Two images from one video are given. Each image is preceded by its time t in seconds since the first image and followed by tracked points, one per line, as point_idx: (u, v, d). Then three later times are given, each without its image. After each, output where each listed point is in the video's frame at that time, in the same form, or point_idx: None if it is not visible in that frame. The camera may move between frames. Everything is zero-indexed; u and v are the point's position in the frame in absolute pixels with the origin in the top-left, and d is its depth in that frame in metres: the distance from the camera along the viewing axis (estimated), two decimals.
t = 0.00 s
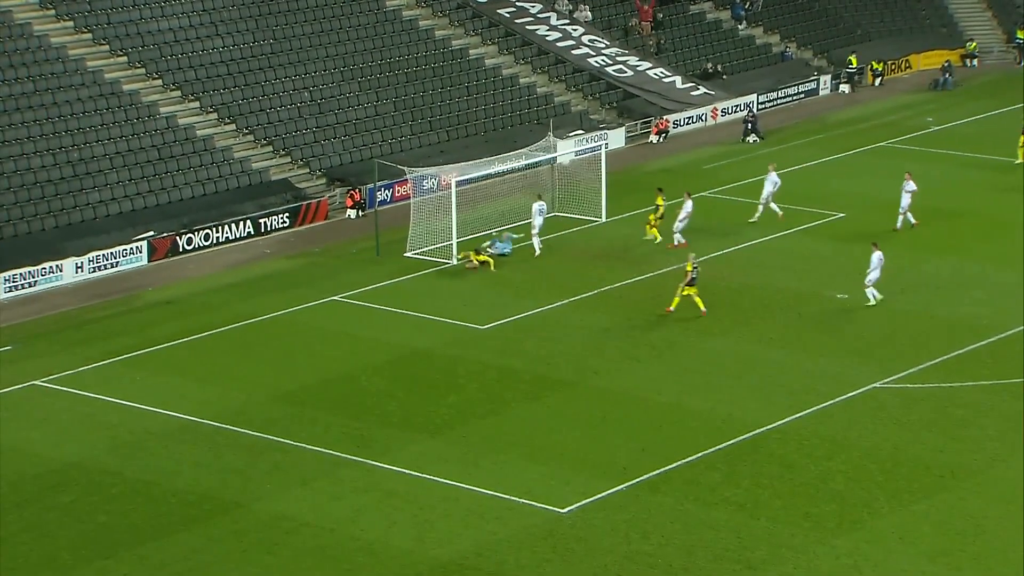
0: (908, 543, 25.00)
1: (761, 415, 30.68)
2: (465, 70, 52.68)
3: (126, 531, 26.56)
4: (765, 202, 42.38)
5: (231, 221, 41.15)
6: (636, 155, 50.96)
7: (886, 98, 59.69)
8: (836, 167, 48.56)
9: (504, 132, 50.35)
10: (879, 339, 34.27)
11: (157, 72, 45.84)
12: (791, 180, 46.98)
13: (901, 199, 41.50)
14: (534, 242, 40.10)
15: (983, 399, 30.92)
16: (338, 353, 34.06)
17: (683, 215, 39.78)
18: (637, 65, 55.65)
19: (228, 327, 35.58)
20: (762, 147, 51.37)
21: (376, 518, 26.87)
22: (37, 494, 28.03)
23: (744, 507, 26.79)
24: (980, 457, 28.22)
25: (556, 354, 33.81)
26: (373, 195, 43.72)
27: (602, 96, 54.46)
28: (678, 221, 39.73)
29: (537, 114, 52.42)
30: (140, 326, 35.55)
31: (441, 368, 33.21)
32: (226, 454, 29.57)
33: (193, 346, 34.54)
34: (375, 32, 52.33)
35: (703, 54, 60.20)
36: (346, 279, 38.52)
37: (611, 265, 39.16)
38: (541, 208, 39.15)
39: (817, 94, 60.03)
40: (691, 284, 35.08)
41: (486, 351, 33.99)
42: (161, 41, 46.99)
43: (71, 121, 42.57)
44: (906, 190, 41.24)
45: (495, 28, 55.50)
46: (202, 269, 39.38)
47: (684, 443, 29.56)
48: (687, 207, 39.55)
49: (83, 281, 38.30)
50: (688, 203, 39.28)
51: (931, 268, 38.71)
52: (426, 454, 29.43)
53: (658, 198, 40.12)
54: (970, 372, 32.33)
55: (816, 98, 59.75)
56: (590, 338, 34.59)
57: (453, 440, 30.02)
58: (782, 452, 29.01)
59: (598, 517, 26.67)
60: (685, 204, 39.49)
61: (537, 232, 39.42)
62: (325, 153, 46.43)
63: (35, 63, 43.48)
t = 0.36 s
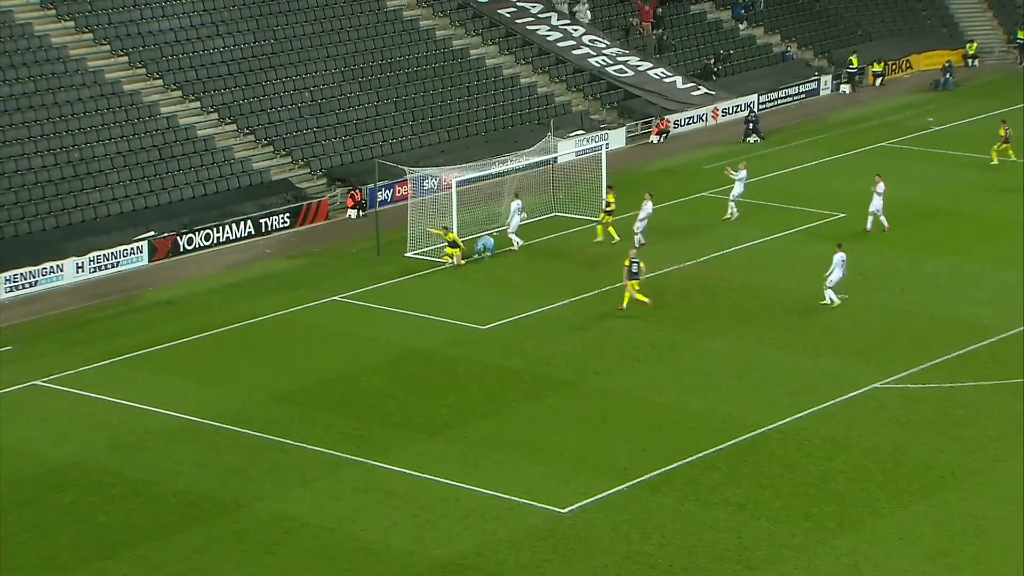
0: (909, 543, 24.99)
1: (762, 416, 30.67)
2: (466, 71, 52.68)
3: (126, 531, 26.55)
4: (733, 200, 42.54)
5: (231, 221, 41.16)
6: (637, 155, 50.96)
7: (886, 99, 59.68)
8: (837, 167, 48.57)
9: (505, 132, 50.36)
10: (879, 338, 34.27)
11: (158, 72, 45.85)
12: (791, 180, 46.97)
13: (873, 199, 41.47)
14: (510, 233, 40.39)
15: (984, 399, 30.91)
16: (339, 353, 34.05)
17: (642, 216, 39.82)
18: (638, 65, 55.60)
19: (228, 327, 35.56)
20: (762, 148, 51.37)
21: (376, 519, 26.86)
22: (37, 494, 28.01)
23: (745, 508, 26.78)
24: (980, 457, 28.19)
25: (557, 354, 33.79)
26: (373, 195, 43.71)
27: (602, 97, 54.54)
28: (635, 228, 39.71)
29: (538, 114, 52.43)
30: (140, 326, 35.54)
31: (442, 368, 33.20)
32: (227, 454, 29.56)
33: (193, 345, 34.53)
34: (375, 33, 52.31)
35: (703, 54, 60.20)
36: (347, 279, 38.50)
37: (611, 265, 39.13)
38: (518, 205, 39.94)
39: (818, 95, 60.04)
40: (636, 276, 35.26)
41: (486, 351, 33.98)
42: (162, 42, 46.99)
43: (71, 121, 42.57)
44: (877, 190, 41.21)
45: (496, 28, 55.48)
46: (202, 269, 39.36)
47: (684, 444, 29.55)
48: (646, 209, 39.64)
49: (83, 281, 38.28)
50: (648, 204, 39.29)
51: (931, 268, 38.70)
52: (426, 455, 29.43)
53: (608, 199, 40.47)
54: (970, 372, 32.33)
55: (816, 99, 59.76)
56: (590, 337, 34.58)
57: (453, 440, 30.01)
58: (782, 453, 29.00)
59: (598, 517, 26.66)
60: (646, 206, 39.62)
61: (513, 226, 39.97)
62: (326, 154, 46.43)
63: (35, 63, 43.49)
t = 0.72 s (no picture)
0: (922, 543, 24.93)
1: (775, 417, 30.63)
2: (479, 71, 52.69)
3: (138, 531, 26.60)
4: (724, 202, 42.35)
5: (245, 221, 41.21)
6: (651, 155, 50.90)
7: (900, 99, 59.54)
8: (851, 167, 48.46)
9: (519, 132, 50.36)
10: (893, 338, 34.18)
11: (172, 72, 45.94)
12: (805, 181, 46.87)
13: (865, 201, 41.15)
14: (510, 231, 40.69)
15: (998, 399, 30.81)
16: (353, 352, 34.08)
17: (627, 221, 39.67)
18: (652, 65, 55.86)
19: (242, 326, 35.61)
20: (776, 148, 51.31)
21: (389, 519, 26.89)
22: (50, 493, 28.09)
23: (757, 508, 26.74)
24: (994, 457, 28.10)
25: (569, 354, 33.76)
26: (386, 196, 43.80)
27: (615, 96, 54.34)
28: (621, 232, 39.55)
29: (552, 114, 52.42)
30: (153, 326, 35.60)
31: (455, 368, 33.22)
32: (240, 455, 29.61)
33: (206, 345, 34.58)
34: (389, 33, 52.32)
35: (717, 54, 60.13)
36: (360, 279, 38.53)
37: (624, 265, 39.10)
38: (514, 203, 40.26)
39: (831, 95, 59.94)
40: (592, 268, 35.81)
41: (499, 351, 33.98)
42: (176, 42, 47.07)
43: (86, 121, 42.66)
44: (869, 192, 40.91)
45: (509, 28, 55.48)
46: (215, 269, 39.44)
47: (697, 445, 29.53)
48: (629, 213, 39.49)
49: (97, 281, 38.36)
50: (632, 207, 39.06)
51: (945, 269, 38.58)
52: (439, 456, 29.45)
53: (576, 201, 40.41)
54: (984, 373, 32.23)
55: (830, 99, 59.66)
56: (603, 337, 34.55)
57: (465, 441, 30.02)
58: (795, 454, 28.95)
59: (611, 518, 26.65)
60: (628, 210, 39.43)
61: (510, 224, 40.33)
62: (339, 153, 46.48)
63: (50, 63, 43.59)
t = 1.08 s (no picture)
0: (954, 545, 24.79)
1: (807, 418, 30.52)
2: (512, 71, 52.72)
3: (171, 529, 26.70)
4: (750, 202, 42.04)
5: (278, 221, 41.31)
6: (684, 156, 50.75)
7: (935, 99, 59.18)
8: (885, 168, 48.18)
9: (551, 133, 50.32)
10: (927, 340, 33.97)
11: (206, 72, 46.12)
12: (838, 181, 46.65)
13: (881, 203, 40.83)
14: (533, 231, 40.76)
15: None
16: (385, 352, 34.10)
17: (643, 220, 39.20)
18: (684, 66, 56.11)
19: (275, 326, 35.69)
20: (810, 148, 51.11)
21: (420, 518, 26.92)
22: (84, 492, 28.24)
23: (789, 510, 26.64)
24: None
25: (601, 354, 33.69)
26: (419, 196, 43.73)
27: (647, 97, 54.01)
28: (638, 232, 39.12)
29: (584, 114, 52.37)
30: (186, 326, 35.73)
31: (487, 368, 33.21)
32: (272, 454, 29.68)
33: (238, 345, 34.67)
34: (422, 33, 52.39)
35: (750, 54, 59.94)
36: (393, 279, 38.54)
37: (657, 265, 39.00)
38: (537, 200, 40.27)
39: (866, 95, 59.63)
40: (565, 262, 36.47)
41: (531, 351, 33.93)
42: (210, 42, 47.26)
43: (120, 121, 42.85)
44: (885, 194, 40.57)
45: (542, 28, 55.46)
46: (247, 269, 39.54)
47: (728, 447, 29.47)
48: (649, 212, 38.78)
49: (131, 280, 38.51)
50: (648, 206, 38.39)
51: (980, 270, 38.33)
52: (470, 456, 29.47)
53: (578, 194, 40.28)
54: (1020, 375, 31.99)
55: (864, 99, 59.36)
56: (635, 337, 34.45)
57: (497, 442, 30.02)
58: (827, 455, 28.83)
59: (643, 519, 26.59)
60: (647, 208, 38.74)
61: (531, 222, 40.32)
62: (372, 153, 46.55)
63: (85, 63, 43.81)
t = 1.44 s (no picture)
0: (1004, 549, 24.60)
1: (857, 419, 30.35)
2: (560, 71, 52.70)
3: (220, 526, 26.86)
4: (798, 203, 41.79)
5: (326, 220, 41.45)
6: (733, 156, 50.53)
7: (988, 99, 58.67)
8: (935, 169, 47.81)
9: (599, 133, 50.21)
10: (980, 341, 33.68)
11: (256, 72, 46.36)
12: (888, 181, 46.33)
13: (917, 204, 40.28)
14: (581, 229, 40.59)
15: None
16: (431, 351, 34.13)
17: (682, 226, 38.60)
18: (733, 65, 55.76)
19: (323, 325, 35.80)
20: (861, 149, 50.81)
21: (467, 518, 26.96)
22: (135, 489, 28.46)
23: (837, 512, 26.51)
24: None
25: (648, 355, 33.58)
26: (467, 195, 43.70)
27: (697, 96, 53.85)
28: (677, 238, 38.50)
29: (633, 114, 52.26)
30: (234, 324, 35.92)
31: (534, 367, 33.19)
32: (321, 452, 29.79)
33: (287, 343, 34.82)
34: (471, 33, 52.48)
35: (801, 53, 59.67)
36: (439, 278, 38.57)
37: (704, 265, 38.84)
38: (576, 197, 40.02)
39: (917, 95, 59.20)
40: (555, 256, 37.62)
41: (578, 351, 33.87)
42: (261, 42, 47.52)
43: (171, 120, 43.13)
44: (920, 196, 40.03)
45: (591, 28, 55.41)
46: (295, 268, 39.70)
47: (775, 449, 29.36)
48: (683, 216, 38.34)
49: (181, 279, 38.76)
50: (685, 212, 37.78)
51: None
52: (517, 456, 29.49)
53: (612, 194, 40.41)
54: None
55: (916, 99, 58.94)
56: (683, 338, 34.32)
57: (544, 442, 30.02)
58: (876, 457, 28.66)
59: (690, 521, 26.52)
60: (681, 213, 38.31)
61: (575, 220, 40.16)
62: (420, 153, 46.61)
63: (137, 63, 44.15)
